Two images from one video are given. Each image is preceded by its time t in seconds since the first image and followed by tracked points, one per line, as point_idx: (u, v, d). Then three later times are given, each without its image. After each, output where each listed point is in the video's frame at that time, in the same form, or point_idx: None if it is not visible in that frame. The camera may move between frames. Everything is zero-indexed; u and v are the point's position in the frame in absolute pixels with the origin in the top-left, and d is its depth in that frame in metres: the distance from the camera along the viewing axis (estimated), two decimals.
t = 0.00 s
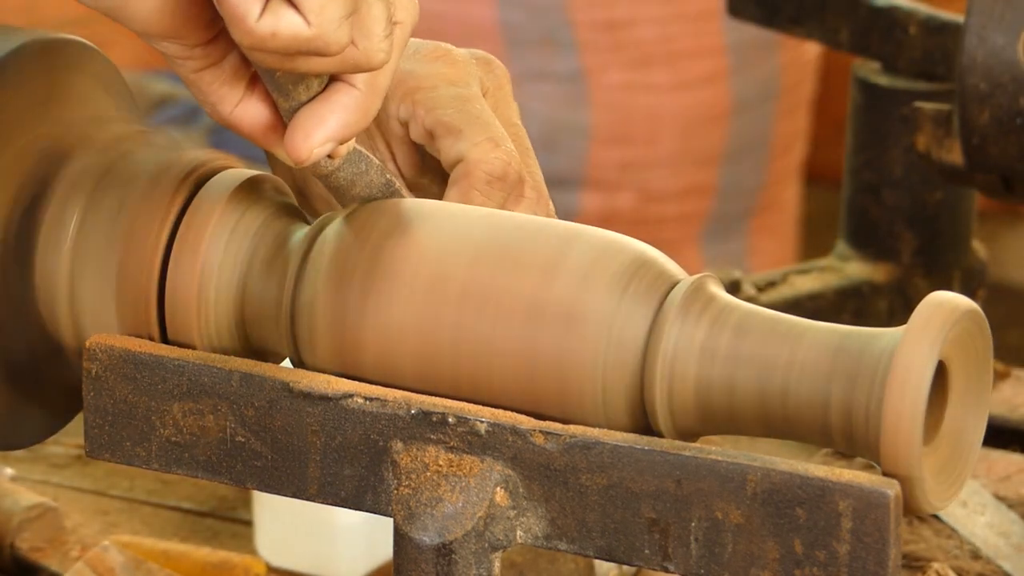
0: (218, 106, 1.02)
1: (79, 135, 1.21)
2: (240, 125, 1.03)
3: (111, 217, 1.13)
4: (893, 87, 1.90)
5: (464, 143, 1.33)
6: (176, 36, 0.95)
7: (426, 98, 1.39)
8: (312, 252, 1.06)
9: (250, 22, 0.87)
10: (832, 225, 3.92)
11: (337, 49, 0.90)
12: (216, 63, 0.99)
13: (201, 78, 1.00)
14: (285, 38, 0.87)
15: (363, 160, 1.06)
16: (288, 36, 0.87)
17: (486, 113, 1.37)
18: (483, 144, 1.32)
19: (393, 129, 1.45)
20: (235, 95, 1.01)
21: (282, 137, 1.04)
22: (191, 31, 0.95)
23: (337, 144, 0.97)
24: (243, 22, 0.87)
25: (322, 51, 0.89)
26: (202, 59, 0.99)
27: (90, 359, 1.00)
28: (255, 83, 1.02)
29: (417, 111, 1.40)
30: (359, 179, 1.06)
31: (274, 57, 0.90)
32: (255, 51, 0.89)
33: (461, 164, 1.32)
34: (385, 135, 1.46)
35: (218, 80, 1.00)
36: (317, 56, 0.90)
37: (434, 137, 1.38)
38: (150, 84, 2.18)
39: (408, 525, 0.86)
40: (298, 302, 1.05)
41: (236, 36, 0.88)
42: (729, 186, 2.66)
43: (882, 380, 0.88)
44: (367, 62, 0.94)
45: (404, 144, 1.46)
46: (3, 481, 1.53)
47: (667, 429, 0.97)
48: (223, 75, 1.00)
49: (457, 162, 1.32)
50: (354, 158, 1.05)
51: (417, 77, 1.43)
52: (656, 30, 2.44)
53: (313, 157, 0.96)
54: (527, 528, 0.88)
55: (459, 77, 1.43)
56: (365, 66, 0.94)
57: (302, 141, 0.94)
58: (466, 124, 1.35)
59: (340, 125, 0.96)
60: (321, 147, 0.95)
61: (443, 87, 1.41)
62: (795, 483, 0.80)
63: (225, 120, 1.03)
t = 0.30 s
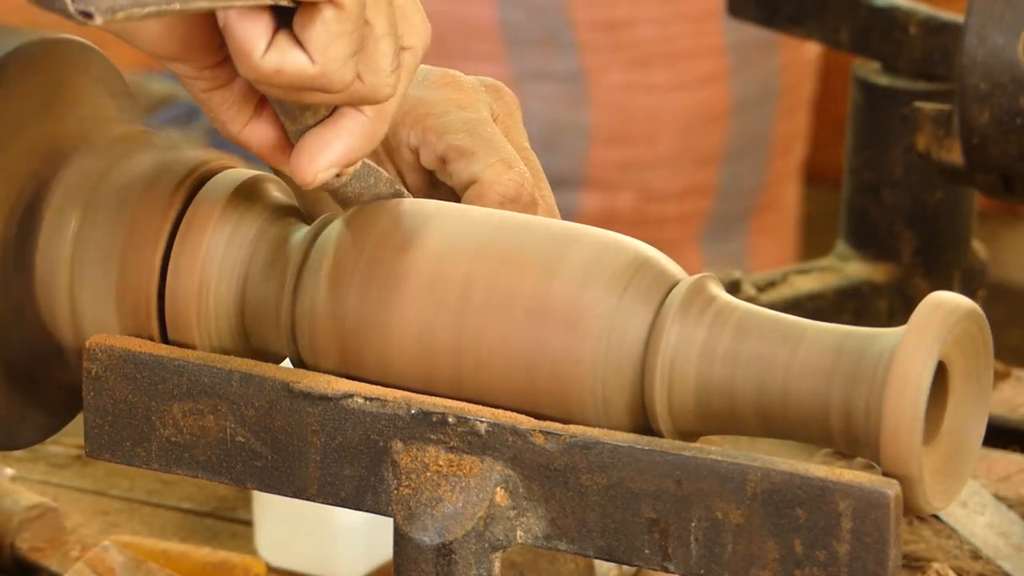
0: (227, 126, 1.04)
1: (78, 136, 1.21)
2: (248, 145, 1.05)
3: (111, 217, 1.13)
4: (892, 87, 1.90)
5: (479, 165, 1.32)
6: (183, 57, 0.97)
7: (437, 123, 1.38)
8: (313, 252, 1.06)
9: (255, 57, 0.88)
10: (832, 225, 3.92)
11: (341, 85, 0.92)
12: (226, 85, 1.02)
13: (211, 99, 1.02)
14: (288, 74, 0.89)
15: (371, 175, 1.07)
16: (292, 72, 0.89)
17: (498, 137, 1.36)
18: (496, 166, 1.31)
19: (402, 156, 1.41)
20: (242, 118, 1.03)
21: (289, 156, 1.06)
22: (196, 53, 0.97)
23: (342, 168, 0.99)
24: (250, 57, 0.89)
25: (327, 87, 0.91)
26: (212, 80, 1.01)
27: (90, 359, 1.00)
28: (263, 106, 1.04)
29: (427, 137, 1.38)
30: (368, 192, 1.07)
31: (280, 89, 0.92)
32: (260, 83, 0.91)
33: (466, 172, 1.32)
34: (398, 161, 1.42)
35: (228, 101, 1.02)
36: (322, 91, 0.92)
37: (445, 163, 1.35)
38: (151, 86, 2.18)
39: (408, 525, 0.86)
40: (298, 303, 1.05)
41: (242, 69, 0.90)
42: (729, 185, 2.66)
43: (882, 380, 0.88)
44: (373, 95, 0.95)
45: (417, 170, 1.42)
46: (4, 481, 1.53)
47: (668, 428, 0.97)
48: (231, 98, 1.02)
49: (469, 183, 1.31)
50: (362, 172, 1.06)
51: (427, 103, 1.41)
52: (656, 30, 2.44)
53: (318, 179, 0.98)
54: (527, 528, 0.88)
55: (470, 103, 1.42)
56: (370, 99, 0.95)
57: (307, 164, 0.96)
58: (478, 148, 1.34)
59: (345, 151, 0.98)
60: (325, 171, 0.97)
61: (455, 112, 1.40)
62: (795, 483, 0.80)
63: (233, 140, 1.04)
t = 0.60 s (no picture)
0: (240, 139, 1.11)
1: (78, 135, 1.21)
2: (261, 157, 1.13)
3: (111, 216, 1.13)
4: (892, 87, 1.91)
5: (489, 190, 1.31)
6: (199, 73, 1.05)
7: (446, 153, 1.37)
8: (313, 252, 1.06)
9: (268, 77, 0.93)
10: (832, 225, 3.93)
11: (353, 106, 0.96)
12: (238, 100, 1.09)
13: (225, 113, 1.10)
14: (300, 94, 0.93)
15: (382, 185, 1.11)
16: (303, 92, 0.93)
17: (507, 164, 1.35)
18: (507, 192, 1.30)
19: (410, 185, 1.40)
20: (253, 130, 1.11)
21: (299, 168, 1.13)
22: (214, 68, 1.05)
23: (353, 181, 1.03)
24: (263, 77, 0.93)
25: (338, 106, 0.95)
26: (225, 95, 1.09)
27: (90, 359, 1.00)
28: (274, 121, 1.12)
29: (437, 167, 1.36)
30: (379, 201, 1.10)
31: (292, 108, 0.96)
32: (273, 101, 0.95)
33: (476, 196, 1.31)
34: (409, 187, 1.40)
35: (240, 115, 1.10)
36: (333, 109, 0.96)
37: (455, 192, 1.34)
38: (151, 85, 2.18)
39: (408, 525, 0.86)
40: (298, 303, 1.05)
41: (256, 88, 0.94)
42: (729, 186, 2.66)
43: (882, 380, 0.88)
44: (385, 114, 0.99)
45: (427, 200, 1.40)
46: (4, 481, 1.53)
47: (667, 429, 0.97)
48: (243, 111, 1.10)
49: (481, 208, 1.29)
50: (373, 183, 1.10)
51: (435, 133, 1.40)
52: (656, 30, 2.44)
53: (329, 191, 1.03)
54: (527, 528, 0.88)
55: (477, 130, 1.41)
56: (382, 118, 0.99)
57: (316, 179, 1.01)
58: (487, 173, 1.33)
59: (355, 165, 1.02)
60: (335, 185, 1.02)
61: (463, 139, 1.39)
62: (795, 483, 0.80)
63: (246, 152, 1.12)
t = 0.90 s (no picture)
0: (262, 103, 1.15)
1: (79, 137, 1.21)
2: (282, 122, 1.16)
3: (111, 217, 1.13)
4: (893, 87, 1.91)
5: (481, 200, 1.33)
6: (210, 35, 1.10)
7: (447, 151, 1.39)
8: (313, 252, 1.06)
9: (299, 29, 0.93)
10: (832, 225, 3.93)
11: (380, 69, 0.95)
12: (258, 62, 1.13)
13: (247, 76, 1.14)
14: (329, 50, 0.93)
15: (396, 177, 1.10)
16: (332, 48, 0.93)
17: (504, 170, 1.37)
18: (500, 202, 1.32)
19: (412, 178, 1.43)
20: (278, 95, 1.14)
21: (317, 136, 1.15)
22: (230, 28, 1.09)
23: (367, 155, 1.00)
24: (294, 31, 0.93)
25: (363, 69, 0.95)
26: (245, 57, 1.13)
27: (90, 359, 1.00)
28: (298, 88, 1.15)
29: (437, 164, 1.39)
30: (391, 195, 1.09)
31: (320, 68, 0.96)
32: (299, 60, 0.95)
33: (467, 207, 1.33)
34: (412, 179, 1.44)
35: (261, 79, 1.14)
36: (356, 73, 0.96)
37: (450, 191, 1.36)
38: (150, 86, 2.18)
39: (408, 525, 0.86)
40: (298, 302, 1.05)
41: (285, 42, 0.94)
42: (729, 186, 2.66)
43: (882, 381, 0.88)
44: (410, 86, 0.99)
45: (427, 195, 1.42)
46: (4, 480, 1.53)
47: (668, 428, 0.97)
48: (265, 74, 1.13)
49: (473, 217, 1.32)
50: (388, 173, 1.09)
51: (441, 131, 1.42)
52: (656, 30, 2.44)
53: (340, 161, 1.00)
54: (527, 528, 0.88)
55: (483, 134, 1.44)
56: (408, 90, 0.99)
57: (330, 140, 0.99)
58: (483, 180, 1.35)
59: (372, 136, 1.00)
60: (350, 154, 0.99)
61: (466, 141, 1.41)
62: (795, 483, 0.80)
63: (269, 115, 1.16)
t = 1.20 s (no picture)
0: (347, 83, 1.10)
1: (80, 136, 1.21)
2: (365, 103, 1.12)
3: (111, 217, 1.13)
4: (893, 86, 1.91)
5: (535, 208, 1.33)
6: (302, 17, 1.02)
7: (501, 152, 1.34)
8: (313, 252, 1.06)
9: None
10: (832, 225, 3.93)
11: (485, 44, 0.89)
12: (346, 44, 1.07)
13: (335, 57, 1.08)
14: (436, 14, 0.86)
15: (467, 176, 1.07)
16: (442, 14, 0.86)
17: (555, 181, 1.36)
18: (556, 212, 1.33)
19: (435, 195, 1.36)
20: (367, 77, 1.10)
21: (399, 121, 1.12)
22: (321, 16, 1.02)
23: (449, 130, 0.97)
24: None
25: (467, 44, 0.89)
26: (332, 39, 1.06)
27: (90, 359, 1.00)
28: (385, 70, 1.10)
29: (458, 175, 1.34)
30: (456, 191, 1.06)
31: (421, 40, 0.90)
32: (402, 28, 0.88)
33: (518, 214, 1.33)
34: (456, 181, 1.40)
35: (348, 61, 1.08)
36: (458, 49, 0.89)
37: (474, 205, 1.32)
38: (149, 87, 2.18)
39: (408, 525, 0.85)
40: (298, 303, 1.05)
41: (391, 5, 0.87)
42: (729, 186, 2.66)
43: (882, 381, 0.88)
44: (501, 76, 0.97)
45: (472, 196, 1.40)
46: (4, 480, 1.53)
47: (668, 429, 0.97)
48: (353, 57, 1.08)
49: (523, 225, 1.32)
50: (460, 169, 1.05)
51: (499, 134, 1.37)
52: (656, 30, 2.44)
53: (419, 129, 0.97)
54: (527, 528, 0.88)
55: (536, 140, 1.39)
56: (499, 79, 0.97)
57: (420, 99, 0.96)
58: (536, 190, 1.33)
59: (460, 113, 0.97)
60: (432, 121, 0.96)
61: (519, 144, 1.37)
62: (795, 483, 0.80)
63: (353, 96, 1.11)
